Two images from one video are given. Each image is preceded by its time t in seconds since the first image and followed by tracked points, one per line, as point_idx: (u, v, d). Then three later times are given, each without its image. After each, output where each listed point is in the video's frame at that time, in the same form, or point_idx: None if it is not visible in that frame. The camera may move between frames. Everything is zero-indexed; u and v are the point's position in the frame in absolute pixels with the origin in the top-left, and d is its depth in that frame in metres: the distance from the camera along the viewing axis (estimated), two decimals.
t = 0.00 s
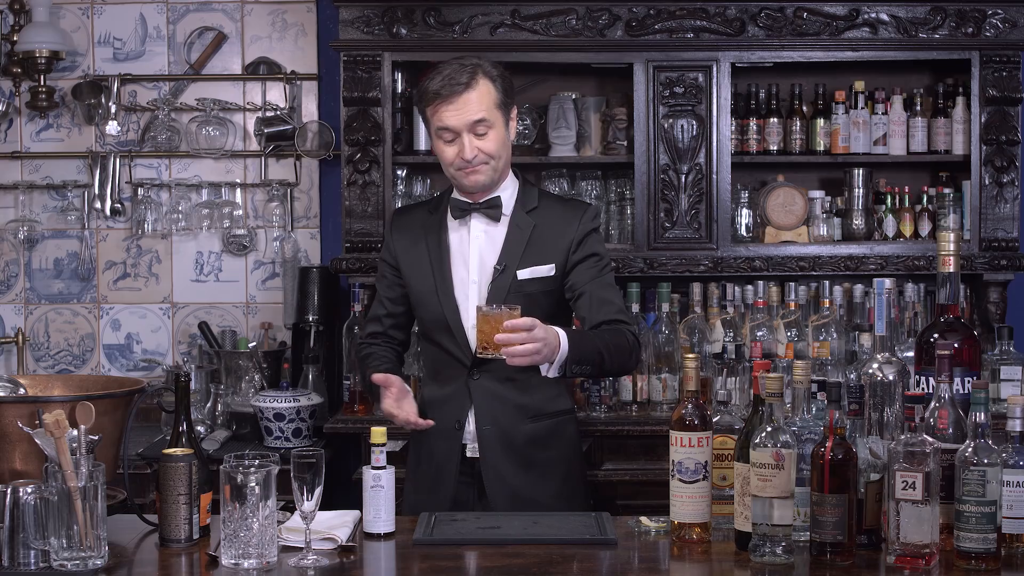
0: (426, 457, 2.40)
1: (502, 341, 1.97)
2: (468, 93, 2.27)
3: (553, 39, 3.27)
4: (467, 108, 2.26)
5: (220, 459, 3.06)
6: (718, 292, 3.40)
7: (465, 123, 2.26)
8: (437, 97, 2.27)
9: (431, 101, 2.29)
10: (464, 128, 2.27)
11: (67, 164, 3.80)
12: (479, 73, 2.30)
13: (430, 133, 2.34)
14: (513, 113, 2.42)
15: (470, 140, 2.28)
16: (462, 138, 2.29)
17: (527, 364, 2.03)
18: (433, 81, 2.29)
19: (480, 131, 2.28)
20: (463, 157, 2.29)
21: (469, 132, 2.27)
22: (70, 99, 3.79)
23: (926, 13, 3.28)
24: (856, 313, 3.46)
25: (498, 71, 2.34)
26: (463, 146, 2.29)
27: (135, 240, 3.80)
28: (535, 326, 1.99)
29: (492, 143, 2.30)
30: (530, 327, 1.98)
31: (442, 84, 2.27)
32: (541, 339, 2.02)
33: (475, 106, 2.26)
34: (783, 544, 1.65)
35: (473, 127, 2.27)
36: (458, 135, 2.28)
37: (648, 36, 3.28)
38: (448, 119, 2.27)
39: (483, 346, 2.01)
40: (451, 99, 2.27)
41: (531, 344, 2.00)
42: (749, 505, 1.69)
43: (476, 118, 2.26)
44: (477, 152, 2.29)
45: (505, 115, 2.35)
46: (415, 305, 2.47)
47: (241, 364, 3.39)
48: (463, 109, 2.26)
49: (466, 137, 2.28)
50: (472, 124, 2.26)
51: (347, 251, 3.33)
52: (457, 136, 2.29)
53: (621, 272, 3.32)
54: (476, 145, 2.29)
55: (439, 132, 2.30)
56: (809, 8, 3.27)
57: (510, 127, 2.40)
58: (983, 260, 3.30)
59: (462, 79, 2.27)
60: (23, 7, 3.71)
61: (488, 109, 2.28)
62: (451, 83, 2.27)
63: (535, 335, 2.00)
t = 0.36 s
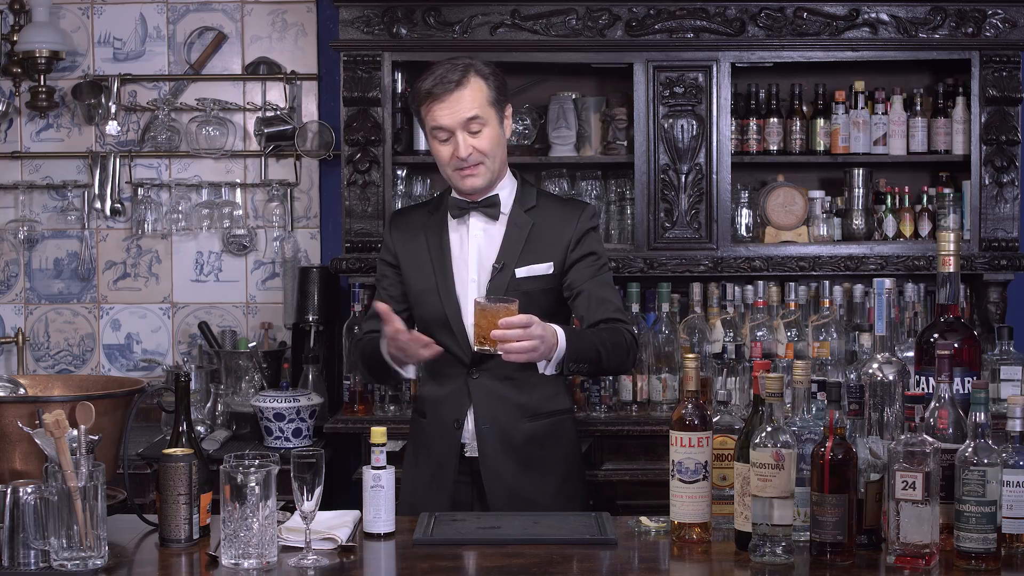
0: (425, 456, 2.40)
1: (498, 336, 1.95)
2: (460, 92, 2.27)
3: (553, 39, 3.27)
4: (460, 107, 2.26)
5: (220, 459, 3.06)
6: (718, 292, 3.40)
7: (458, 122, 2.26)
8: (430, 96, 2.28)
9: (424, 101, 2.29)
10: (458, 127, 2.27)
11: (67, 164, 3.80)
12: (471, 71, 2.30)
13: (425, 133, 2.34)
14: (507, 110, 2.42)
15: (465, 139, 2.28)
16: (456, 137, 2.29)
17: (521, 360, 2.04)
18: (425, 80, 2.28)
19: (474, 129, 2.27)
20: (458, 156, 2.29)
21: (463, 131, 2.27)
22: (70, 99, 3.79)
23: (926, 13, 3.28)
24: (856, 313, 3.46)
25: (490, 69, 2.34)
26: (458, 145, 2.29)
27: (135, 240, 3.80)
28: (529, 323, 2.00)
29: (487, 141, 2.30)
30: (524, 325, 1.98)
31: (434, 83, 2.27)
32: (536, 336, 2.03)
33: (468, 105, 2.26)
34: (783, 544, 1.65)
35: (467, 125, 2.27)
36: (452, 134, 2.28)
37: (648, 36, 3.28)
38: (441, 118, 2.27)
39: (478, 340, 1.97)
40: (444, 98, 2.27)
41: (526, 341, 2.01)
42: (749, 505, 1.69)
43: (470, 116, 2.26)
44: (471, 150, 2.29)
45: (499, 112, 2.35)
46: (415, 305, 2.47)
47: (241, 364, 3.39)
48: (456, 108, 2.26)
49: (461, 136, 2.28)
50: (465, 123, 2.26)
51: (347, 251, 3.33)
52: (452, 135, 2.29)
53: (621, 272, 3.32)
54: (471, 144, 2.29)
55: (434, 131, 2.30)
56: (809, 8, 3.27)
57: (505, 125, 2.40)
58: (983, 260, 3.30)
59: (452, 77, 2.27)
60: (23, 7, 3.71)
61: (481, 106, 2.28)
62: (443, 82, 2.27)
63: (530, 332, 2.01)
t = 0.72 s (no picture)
0: (425, 456, 2.40)
1: (500, 335, 1.95)
2: (464, 90, 2.27)
3: (553, 39, 3.27)
4: (463, 105, 2.26)
5: (220, 459, 3.06)
6: (718, 292, 3.40)
7: (462, 120, 2.26)
8: (434, 94, 2.28)
9: (428, 98, 2.29)
10: (461, 125, 2.27)
11: (67, 164, 3.80)
12: (475, 70, 2.30)
13: (427, 131, 2.34)
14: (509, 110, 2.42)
15: (467, 137, 2.28)
16: (459, 135, 2.28)
17: (524, 357, 2.03)
18: (429, 78, 2.29)
19: (477, 127, 2.28)
20: (459, 154, 2.29)
21: (466, 129, 2.27)
22: (70, 99, 3.79)
23: (926, 13, 3.28)
24: (856, 313, 3.46)
25: (493, 69, 2.34)
26: (460, 144, 2.29)
27: (135, 240, 3.80)
28: (531, 321, 1.99)
29: (489, 140, 2.30)
30: (525, 322, 1.98)
31: (438, 81, 2.27)
32: (539, 333, 2.02)
33: (472, 103, 2.26)
34: (783, 544, 1.65)
35: (470, 124, 2.26)
36: (455, 132, 2.28)
37: (648, 36, 3.28)
38: (444, 116, 2.27)
39: (482, 340, 1.97)
40: (448, 96, 2.27)
41: (529, 338, 2.00)
42: (749, 505, 1.69)
43: (474, 114, 2.26)
44: (473, 150, 2.28)
45: (501, 112, 2.35)
46: (414, 306, 2.47)
47: (241, 364, 3.39)
48: (459, 106, 2.26)
49: (463, 134, 2.27)
50: (468, 121, 2.26)
51: (347, 251, 3.33)
52: (454, 133, 2.28)
53: (621, 272, 3.32)
54: (473, 143, 2.28)
55: (436, 129, 2.30)
56: (809, 8, 3.27)
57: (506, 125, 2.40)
58: (983, 260, 3.30)
59: (457, 75, 2.28)
60: (23, 6, 3.71)
61: (485, 106, 2.28)
62: (447, 80, 2.27)
63: (532, 329, 2.00)
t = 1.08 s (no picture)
0: (425, 456, 2.40)
1: (500, 334, 1.95)
2: (469, 91, 2.27)
3: (553, 39, 3.27)
4: (467, 106, 2.26)
5: (220, 459, 3.06)
6: (718, 292, 3.40)
7: (465, 121, 2.26)
8: (438, 93, 2.28)
9: (433, 97, 2.30)
10: (464, 126, 2.27)
11: (67, 164, 3.80)
12: (480, 71, 2.30)
13: (429, 130, 2.34)
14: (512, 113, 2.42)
15: (469, 137, 2.28)
16: (461, 135, 2.28)
17: (523, 357, 2.03)
18: (435, 77, 2.29)
19: (479, 128, 2.28)
20: (460, 154, 2.29)
21: (469, 130, 2.27)
22: (70, 99, 3.79)
23: (926, 13, 3.28)
24: (856, 313, 3.46)
25: (499, 71, 2.34)
26: (462, 144, 2.28)
27: (135, 240, 3.80)
28: (530, 321, 1.99)
29: (491, 142, 2.30)
30: (525, 322, 1.98)
31: (443, 80, 2.28)
32: (538, 333, 2.02)
33: (476, 104, 2.27)
34: (783, 544, 1.65)
35: (474, 124, 2.26)
36: (457, 133, 2.28)
37: (648, 36, 3.28)
38: (448, 116, 2.27)
39: (482, 339, 1.97)
40: (453, 96, 2.27)
41: (529, 338, 2.00)
42: (749, 505, 1.69)
43: (477, 116, 2.26)
44: (475, 150, 2.28)
45: (504, 114, 2.35)
46: (415, 306, 2.47)
47: (241, 364, 3.39)
48: (462, 107, 2.26)
49: (465, 134, 2.27)
50: (471, 122, 2.26)
51: (347, 251, 3.33)
52: (456, 133, 2.28)
53: (622, 272, 3.32)
54: (475, 143, 2.28)
55: (438, 128, 2.30)
56: (809, 8, 3.27)
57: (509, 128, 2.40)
58: (983, 260, 3.30)
59: (462, 74, 2.28)
60: (23, 6, 3.71)
61: (488, 107, 2.28)
62: (452, 80, 2.28)
63: (532, 329, 2.00)
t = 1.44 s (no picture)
0: (426, 454, 2.40)
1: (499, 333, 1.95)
2: (448, 96, 2.28)
3: (553, 39, 3.27)
4: (446, 112, 2.27)
5: (220, 459, 3.06)
6: (718, 292, 3.40)
7: (446, 128, 2.27)
8: (419, 104, 2.30)
9: (415, 107, 2.32)
10: (446, 132, 2.28)
11: (67, 164, 3.80)
12: (458, 75, 2.31)
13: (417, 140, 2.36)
14: (502, 108, 2.41)
15: (454, 144, 2.28)
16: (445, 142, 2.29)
17: (519, 358, 2.03)
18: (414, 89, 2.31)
19: (462, 133, 2.28)
20: (448, 161, 2.30)
21: (451, 136, 2.28)
22: (70, 99, 3.79)
23: (926, 13, 3.28)
24: (856, 313, 3.46)
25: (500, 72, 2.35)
26: (447, 150, 2.29)
27: (135, 240, 3.80)
28: (530, 323, 1.99)
29: (477, 143, 2.30)
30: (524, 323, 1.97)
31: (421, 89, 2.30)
32: (536, 335, 2.02)
33: (455, 109, 2.27)
34: (783, 544, 1.65)
35: (455, 130, 2.27)
36: (441, 140, 2.29)
37: (648, 36, 3.28)
38: (429, 124, 2.28)
39: (479, 336, 1.98)
40: (433, 104, 2.28)
41: (526, 340, 2.00)
42: (749, 506, 1.69)
43: (457, 121, 2.26)
44: (460, 154, 2.29)
45: (489, 113, 2.34)
46: (419, 303, 2.47)
47: (241, 364, 3.39)
48: (442, 114, 2.27)
49: (449, 141, 2.28)
50: (452, 127, 2.26)
51: (347, 251, 3.33)
52: (441, 141, 2.29)
53: (622, 272, 3.32)
54: (460, 148, 2.28)
55: (425, 139, 2.31)
56: (809, 8, 3.27)
57: (499, 126, 2.39)
58: (983, 260, 3.30)
59: (439, 79, 2.30)
60: (23, 7, 3.71)
61: (468, 110, 2.28)
62: (429, 87, 2.30)
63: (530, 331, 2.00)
